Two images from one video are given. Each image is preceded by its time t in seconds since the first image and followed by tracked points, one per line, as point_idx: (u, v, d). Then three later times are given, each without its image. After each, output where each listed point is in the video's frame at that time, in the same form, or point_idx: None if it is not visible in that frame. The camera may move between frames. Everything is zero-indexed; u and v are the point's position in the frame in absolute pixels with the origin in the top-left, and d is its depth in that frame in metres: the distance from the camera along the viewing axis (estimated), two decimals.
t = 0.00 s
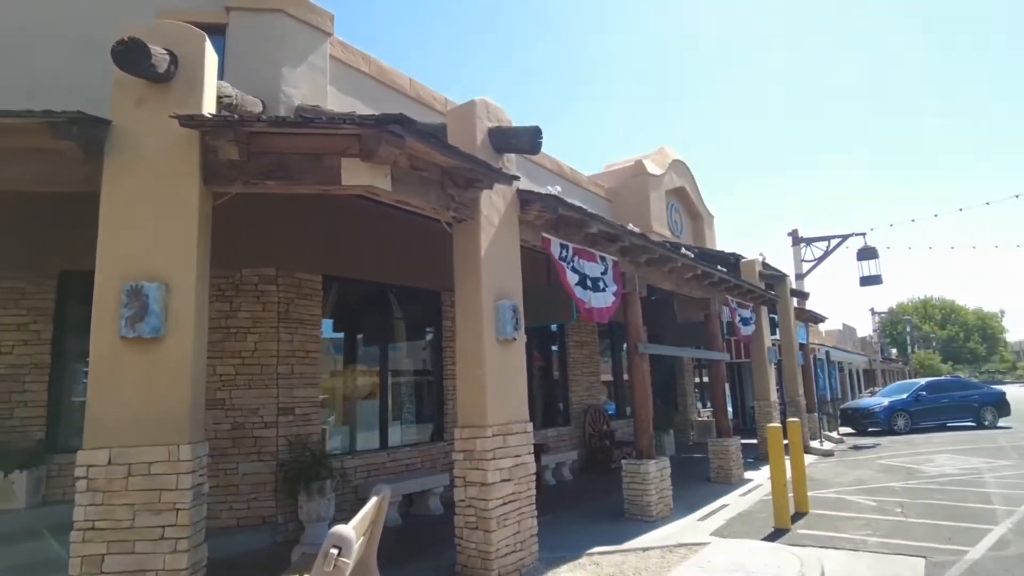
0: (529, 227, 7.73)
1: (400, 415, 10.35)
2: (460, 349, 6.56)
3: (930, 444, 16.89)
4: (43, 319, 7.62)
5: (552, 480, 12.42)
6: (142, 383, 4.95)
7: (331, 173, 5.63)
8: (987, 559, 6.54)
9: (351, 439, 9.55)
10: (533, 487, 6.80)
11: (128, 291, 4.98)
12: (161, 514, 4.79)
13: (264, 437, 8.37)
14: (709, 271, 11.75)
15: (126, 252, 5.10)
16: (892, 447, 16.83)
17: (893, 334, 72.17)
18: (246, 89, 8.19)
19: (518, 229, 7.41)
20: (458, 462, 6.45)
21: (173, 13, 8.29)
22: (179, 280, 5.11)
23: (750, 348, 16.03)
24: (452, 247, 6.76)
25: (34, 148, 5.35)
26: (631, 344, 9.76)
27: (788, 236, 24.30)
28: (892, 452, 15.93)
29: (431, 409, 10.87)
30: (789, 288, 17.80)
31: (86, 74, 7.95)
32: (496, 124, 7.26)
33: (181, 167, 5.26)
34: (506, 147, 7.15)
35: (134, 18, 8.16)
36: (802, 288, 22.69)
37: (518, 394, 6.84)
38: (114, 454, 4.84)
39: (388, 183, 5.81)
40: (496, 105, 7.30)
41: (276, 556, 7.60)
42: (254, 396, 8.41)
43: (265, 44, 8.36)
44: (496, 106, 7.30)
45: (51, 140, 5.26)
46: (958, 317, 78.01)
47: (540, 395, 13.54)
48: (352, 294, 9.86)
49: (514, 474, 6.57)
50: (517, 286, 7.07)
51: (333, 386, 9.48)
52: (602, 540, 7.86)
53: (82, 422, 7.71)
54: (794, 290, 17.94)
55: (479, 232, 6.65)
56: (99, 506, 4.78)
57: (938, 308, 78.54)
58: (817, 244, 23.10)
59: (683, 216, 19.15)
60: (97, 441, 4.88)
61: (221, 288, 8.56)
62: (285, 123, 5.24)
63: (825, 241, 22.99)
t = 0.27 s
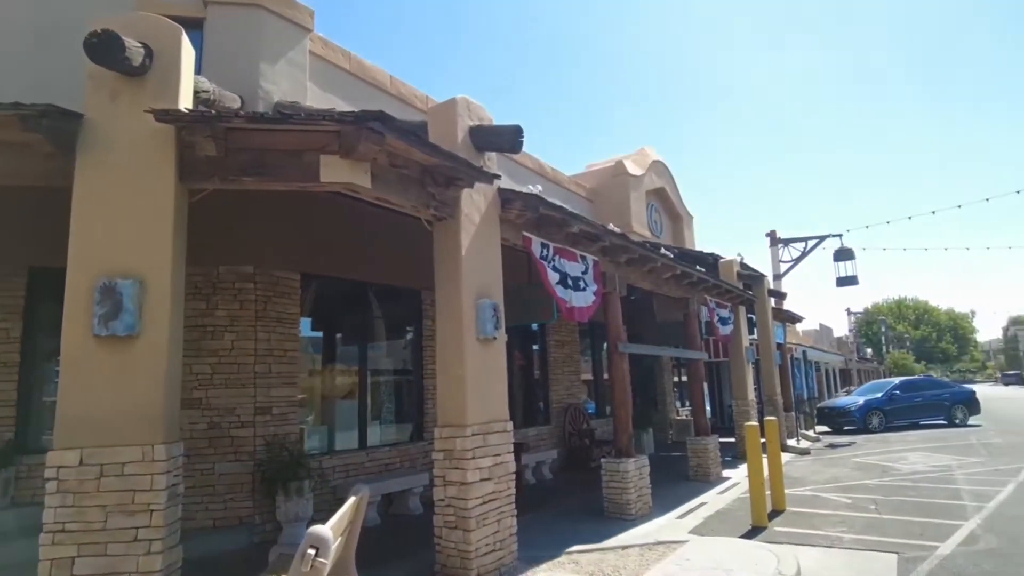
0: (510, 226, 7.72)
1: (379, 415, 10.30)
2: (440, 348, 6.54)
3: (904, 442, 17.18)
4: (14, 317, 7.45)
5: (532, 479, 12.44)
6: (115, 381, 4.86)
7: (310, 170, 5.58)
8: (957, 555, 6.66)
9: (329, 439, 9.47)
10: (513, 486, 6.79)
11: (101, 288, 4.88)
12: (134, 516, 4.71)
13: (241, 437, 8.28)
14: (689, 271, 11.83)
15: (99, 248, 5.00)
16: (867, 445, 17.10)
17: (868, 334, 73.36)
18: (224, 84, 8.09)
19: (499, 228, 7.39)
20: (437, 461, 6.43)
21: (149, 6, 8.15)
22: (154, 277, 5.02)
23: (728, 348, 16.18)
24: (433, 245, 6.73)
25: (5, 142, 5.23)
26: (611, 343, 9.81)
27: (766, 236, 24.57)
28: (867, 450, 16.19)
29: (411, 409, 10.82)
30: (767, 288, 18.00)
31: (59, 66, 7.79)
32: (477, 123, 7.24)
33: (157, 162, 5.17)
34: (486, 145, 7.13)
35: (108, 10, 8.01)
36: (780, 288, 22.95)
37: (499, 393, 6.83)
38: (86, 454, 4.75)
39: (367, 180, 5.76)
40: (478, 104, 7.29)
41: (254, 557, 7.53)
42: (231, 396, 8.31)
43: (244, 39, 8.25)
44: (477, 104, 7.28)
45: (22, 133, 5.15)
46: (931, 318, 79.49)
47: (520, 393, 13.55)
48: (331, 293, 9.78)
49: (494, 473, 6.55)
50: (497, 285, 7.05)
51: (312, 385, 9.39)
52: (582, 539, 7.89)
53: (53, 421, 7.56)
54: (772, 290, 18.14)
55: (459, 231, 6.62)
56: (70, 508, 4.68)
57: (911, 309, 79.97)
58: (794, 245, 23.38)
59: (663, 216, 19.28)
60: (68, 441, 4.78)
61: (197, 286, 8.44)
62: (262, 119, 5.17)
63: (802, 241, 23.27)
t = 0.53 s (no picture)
0: (494, 225, 7.70)
1: (362, 415, 10.24)
2: (424, 347, 6.51)
3: (882, 440, 17.42)
4: None
5: (516, 478, 12.44)
6: (92, 381, 4.78)
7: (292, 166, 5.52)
8: (935, 551, 6.75)
9: (312, 439, 9.41)
10: (497, 486, 6.78)
11: (78, 286, 4.80)
12: (111, 517, 4.64)
13: (222, 437, 8.19)
14: (672, 271, 11.90)
15: (76, 246, 4.92)
16: (847, 444, 17.30)
17: (848, 334, 74.26)
18: (206, 80, 8.00)
19: (484, 227, 7.37)
20: (421, 461, 6.40)
21: None
22: (132, 275, 4.95)
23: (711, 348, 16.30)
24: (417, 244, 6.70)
25: None
26: (595, 343, 9.84)
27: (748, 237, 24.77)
28: (846, 448, 16.38)
29: (394, 410, 10.78)
30: (749, 288, 18.15)
31: (36, 59, 7.64)
32: (462, 121, 7.21)
33: (136, 159, 5.09)
34: (471, 144, 7.10)
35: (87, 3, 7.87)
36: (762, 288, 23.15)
37: (483, 393, 6.81)
38: (62, 455, 4.66)
39: (350, 178, 5.72)
40: (463, 102, 7.26)
41: (234, 557, 7.46)
42: (212, 395, 8.21)
43: (226, 35, 8.17)
44: (462, 103, 7.26)
45: None
46: (909, 318, 80.64)
47: (504, 393, 13.55)
48: (314, 292, 9.72)
49: (478, 472, 6.53)
50: (482, 284, 7.03)
51: (294, 385, 9.32)
52: (566, 538, 7.90)
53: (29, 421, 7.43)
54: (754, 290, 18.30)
55: (444, 229, 6.60)
56: (45, 510, 4.59)
57: (891, 309, 81.08)
58: (776, 245, 23.59)
59: (647, 216, 19.37)
60: (44, 441, 4.69)
61: (177, 284, 8.34)
62: (244, 115, 5.11)
63: (784, 242, 23.49)
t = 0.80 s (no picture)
0: (475, 222, 7.65)
1: (341, 414, 10.15)
2: (403, 345, 6.45)
3: (858, 438, 17.66)
4: None
5: (496, 477, 12.42)
6: (61, 379, 4.66)
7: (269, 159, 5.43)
8: (908, 546, 6.85)
9: (289, 438, 9.30)
10: (477, 484, 6.74)
11: (46, 281, 4.68)
12: (80, 518, 4.53)
13: (197, 436, 8.07)
14: (652, 270, 11.94)
15: (44, 239, 4.79)
16: (823, 442, 17.52)
17: (826, 333, 75.28)
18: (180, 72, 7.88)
19: (465, 224, 7.32)
20: (399, 460, 6.35)
21: None
22: (103, 270, 4.84)
23: (690, 346, 16.40)
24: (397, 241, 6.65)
25: None
26: (576, 341, 9.84)
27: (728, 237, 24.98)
28: (823, 446, 16.59)
29: (374, 409, 10.70)
30: (728, 288, 18.29)
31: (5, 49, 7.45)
32: (443, 117, 7.16)
33: (108, 151, 4.98)
34: (452, 140, 7.05)
35: None
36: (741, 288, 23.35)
37: (464, 390, 6.77)
38: (28, 454, 4.54)
39: (328, 173, 5.65)
40: (444, 98, 7.22)
41: (209, 558, 7.36)
42: (187, 394, 8.08)
43: (203, 27, 8.05)
44: (443, 99, 7.21)
45: None
46: (885, 318, 81.93)
47: (485, 391, 13.52)
48: (292, 290, 9.62)
49: (457, 471, 6.49)
50: (462, 281, 6.98)
51: (271, 384, 9.21)
52: (545, 536, 7.89)
53: None
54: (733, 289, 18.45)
55: (424, 226, 6.55)
56: (10, 510, 4.48)
57: (866, 309, 82.32)
58: (755, 245, 23.81)
59: (628, 216, 19.44)
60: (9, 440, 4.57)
61: (152, 281, 8.19)
62: (220, 108, 5.02)
63: (763, 242, 23.72)
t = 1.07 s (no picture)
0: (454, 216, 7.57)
1: (319, 411, 10.03)
2: (380, 341, 6.36)
3: (836, 434, 17.84)
4: None
5: (477, 474, 12.36)
6: (23, 374, 4.52)
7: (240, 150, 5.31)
8: (884, 539, 6.89)
9: (266, 436, 9.16)
10: (455, 481, 6.67)
11: (7, 274, 4.53)
12: (43, 518, 4.40)
13: (171, 434, 7.91)
14: (633, 266, 11.93)
15: (6, 231, 4.64)
16: (802, 437, 17.67)
17: (806, 331, 76.12)
18: (153, 63, 7.68)
19: (443, 218, 7.23)
20: (376, 456, 6.25)
21: None
22: (67, 263, 4.69)
23: (671, 343, 16.46)
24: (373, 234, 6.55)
25: None
26: (556, 337, 9.80)
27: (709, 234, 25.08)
28: (802, 441, 16.72)
29: (353, 406, 10.59)
30: (709, 285, 18.37)
31: None
32: (421, 110, 7.08)
33: (73, 140, 4.84)
34: (430, 133, 6.97)
35: None
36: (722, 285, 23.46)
37: (442, 386, 6.69)
38: None
39: (302, 164, 5.54)
40: (422, 90, 7.13)
41: (182, 557, 7.24)
42: (160, 391, 7.92)
43: (177, 17, 7.86)
44: (421, 91, 7.12)
45: None
46: (863, 315, 83.00)
47: (465, 388, 13.46)
48: (269, 285, 9.48)
49: (435, 467, 6.41)
50: (441, 276, 6.89)
51: (248, 380, 9.07)
52: (525, 533, 7.84)
53: None
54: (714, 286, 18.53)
55: (401, 219, 6.46)
56: None
57: (845, 306, 83.32)
58: (735, 243, 23.94)
59: (610, 213, 19.44)
60: None
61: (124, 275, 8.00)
62: (189, 97, 4.89)
63: (743, 240, 23.84)
